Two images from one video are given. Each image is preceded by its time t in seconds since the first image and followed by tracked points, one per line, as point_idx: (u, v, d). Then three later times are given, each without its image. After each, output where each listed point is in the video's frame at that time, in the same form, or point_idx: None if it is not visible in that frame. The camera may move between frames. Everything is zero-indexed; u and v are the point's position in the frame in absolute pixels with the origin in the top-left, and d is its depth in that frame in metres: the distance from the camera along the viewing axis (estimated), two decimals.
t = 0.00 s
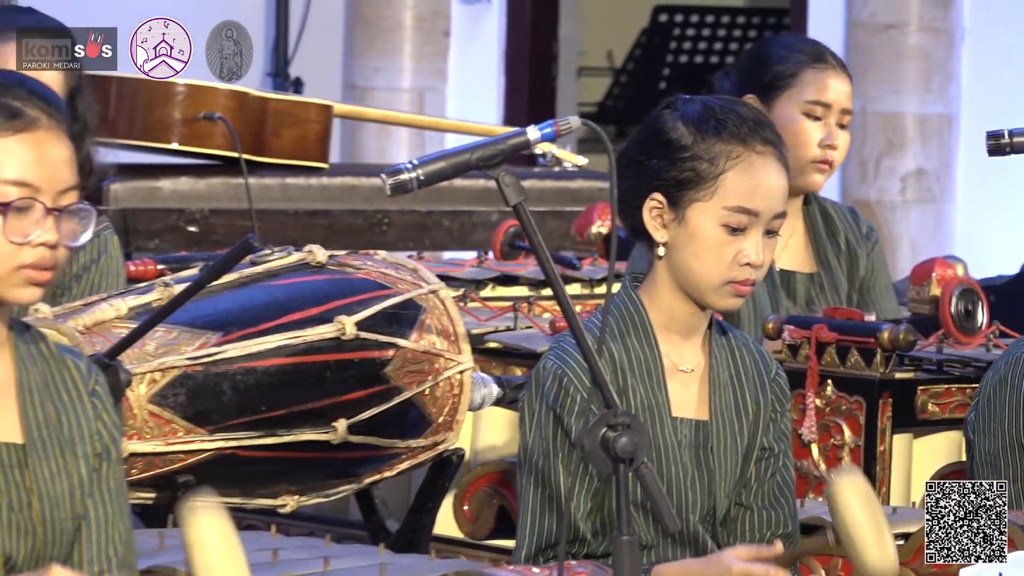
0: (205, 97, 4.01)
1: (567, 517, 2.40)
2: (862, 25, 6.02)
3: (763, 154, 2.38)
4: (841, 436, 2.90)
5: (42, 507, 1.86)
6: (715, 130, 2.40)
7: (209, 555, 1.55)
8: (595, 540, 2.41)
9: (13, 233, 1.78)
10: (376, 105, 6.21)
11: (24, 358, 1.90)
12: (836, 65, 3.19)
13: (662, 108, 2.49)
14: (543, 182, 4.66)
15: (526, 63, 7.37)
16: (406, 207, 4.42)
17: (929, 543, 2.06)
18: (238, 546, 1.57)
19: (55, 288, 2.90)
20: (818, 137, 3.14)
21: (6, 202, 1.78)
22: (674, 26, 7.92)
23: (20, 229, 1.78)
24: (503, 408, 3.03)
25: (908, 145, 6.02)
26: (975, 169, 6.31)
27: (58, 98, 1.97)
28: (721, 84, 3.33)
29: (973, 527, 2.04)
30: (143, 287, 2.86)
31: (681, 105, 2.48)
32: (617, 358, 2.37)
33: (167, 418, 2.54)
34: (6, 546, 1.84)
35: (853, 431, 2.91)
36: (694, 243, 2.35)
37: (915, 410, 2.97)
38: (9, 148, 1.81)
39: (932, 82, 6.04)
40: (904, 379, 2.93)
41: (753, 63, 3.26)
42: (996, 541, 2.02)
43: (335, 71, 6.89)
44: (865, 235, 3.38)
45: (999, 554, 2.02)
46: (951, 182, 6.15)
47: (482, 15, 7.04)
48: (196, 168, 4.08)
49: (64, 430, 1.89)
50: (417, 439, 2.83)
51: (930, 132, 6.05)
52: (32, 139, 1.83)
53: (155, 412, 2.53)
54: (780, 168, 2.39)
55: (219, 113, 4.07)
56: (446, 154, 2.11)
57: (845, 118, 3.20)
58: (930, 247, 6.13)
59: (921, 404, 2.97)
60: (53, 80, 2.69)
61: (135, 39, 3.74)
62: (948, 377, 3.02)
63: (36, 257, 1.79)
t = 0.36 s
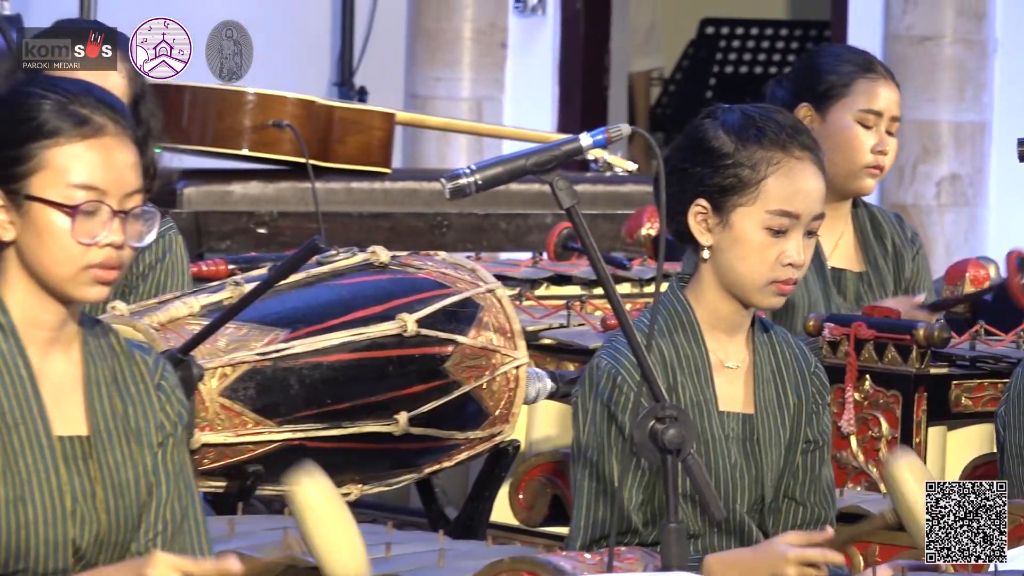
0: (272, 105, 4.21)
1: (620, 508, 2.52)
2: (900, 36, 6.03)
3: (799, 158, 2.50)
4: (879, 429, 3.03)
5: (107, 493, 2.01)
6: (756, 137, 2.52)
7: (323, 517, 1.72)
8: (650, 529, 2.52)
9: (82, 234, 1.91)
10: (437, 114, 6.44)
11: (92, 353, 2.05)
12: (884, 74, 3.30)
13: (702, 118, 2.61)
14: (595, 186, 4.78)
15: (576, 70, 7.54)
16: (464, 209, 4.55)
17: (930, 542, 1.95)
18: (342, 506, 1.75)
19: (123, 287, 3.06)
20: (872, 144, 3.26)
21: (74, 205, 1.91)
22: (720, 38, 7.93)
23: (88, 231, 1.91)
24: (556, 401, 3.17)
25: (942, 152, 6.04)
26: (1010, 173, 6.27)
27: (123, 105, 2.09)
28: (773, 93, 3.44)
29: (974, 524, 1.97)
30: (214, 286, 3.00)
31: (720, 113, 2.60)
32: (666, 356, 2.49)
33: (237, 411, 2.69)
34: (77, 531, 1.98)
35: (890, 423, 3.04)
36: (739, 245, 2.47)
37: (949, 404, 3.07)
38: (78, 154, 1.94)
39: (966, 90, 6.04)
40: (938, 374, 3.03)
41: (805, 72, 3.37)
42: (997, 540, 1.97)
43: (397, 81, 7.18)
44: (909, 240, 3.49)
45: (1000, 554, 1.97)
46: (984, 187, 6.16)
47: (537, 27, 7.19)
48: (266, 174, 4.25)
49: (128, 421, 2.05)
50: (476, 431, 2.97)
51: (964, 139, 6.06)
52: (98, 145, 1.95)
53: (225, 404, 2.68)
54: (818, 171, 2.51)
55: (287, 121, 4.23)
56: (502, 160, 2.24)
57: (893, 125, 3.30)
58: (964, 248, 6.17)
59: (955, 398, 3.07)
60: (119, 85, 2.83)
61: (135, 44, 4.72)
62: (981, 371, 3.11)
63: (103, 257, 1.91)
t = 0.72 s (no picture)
0: (328, 112, 4.37)
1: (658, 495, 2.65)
2: (925, 47, 6.26)
3: (848, 166, 2.65)
4: (905, 420, 3.21)
5: (179, 481, 2.11)
6: (809, 143, 2.64)
7: (448, 459, 1.99)
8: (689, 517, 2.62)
9: (157, 236, 2.04)
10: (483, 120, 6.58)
11: (160, 349, 2.17)
12: (911, 80, 3.45)
13: (746, 126, 2.70)
14: (634, 189, 4.91)
15: (618, 79, 7.49)
16: (511, 211, 4.68)
17: (931, 543, 2.13)
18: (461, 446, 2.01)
19: (188, 286, 3.23)
20: (907, 149, 3.40)
21: (150, 210, 2.04)
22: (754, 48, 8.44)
23: (163, 233, 2.04)
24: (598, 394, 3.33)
25: (966, 157, 6.25)
26: None
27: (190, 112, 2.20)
28: (808, 100, 3.57)
29: (975, 526, 2.12)
30: (272, 284, 3.14)
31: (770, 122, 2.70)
32: (705, 350, 2.61)
33: (293, 403, 2.84)
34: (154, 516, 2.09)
35: (915, 415, 3.21)
36: (797, 249, 2.59)
37: (971, 397, 3.23)
38: (151, 160, 2.06)
39: (988, 100, 6.25)
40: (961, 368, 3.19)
41: (835, 79, 3.52)
42: (996, 541, 2.11)
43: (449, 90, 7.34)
44: (937, 239, 3.62)
45: (999, 553, 2.12)
46: (1004, 190, 6.40)
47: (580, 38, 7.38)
48: (321, 176, 4.39)
49: (196, 413, 2.16)
50: (521, 422, 3.12)
51: (986, 144, 6.27)
52: (170, 151, 2.07)
53: (282, 397, 2.83)
54: (859, 177, 2.67)
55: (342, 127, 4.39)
56: (546, 165, 2.37)
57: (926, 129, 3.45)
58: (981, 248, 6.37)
59: (977, 391, 3.22)
60: (184, 93, 3.01)
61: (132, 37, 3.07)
62: (1003, 366, 3.25)
63: (177, 258, 2.04)
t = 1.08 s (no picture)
0: (380, 117, 4.52)
1: (694, 483, 2.78)
2: (948, 58, 6.38)
3: (885, 172, 2.77)
4: (930, 412, 3.34)
5: (244, 467, 2.25)
6: (851, 150, 2.76)
7: (484, 492, 1.92)
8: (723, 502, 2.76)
9: (227, 235, 2.18)
10: (529, 127, 6.77)
11: (227, 341, 2.31)
12: (942, 94, 3.58)
13: (788, 134, 2.82)
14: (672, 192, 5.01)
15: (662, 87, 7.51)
16: (554, 212, 4.82)
17: (931, 542, 2.16)
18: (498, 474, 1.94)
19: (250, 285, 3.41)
20: (932, 161, 3.55)
21: (220, 209, 2.19)
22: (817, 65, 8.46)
23: (232, 232, 2.18)
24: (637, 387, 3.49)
25: (988, 162, 6.31)
26: None
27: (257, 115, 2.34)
28: (843, 110, 3.71)
29: (974, 526, 2.14)
30: (327, 282, 3.28)
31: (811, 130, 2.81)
32: (742, 346, 2.73)
33: (347, 395, 2.99)
34: (220, 501, 2.23)
35: (941, 408, 3.34)
36: (836, 251, 2.72)
37: (994, 390, 3.36)
38: (221, 163, 2.21)
39: (1010, 106, 6.30)
40: (984, 362, 3.32)
41: (868, 91, 3.66)
42: (996, 541, 2.15)
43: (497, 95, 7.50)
44: (969, 245, 3.75)
45: (999, 553, 2.16)
46: None
47: (620, 48, 7.36)
48: (372, 180, 4.54)
49: (260, 403, 2.30)
50: (564, 414, 3.27)
51: (1009, 150, 6.32)
52: (238, 155, 2.22)
53: (336, 390, 2.98)
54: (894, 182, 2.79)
55: (394, 132, 4.54)
56: (589, 168, 2.50)
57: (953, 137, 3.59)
58: (1006, 250, 6.41)
59: (999, 384, 3.36)
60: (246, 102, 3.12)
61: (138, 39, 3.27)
62: None
63: (245, 255, 2.19)
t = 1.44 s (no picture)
0: (434, 123, 4.67)
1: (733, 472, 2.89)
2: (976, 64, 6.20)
3: (911, 173, 2.90)
4: (960, 404, 3.49)
5: (304, 454, 2.35)
6: (877, 153, 2.89)
7: (523, 497, 2.02)
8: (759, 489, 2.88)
9: (289, 234, 2.29)
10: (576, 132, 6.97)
11: (288, 335, 2.41)
12: (962, 96, 3.77)
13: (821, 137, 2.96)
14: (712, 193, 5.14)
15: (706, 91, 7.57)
16: (600, 212, 4.97)
17: (931, 542, 2.26)
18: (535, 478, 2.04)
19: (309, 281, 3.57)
20: (955, 159, 3.75)
21: (284, 209, 2.30)
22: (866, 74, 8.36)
23: (295, 232, 2.29)
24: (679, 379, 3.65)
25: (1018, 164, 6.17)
26: None
27: (317, 119, 2.45)
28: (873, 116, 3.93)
29: (976, 526, 2.25)
30: (384, 279, 3.42)
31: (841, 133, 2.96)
32: (779, 341, 2.86)
33: (403, 387, 3.14)
34: (282, 487, 2.33)
35: (970, 399, 3.48)
36: (862, 248, 2.85)
37: (1021, 383, 3.50)
38: (284, 165, 2.32)
39: None
40: (1012, 356, 3.46)
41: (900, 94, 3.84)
42: (996, 541, 2.25)
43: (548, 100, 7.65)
44: (998, 244, 3.90)
45: (999, 553, 2.26)
46: None
47: (663, 56, 7.61)
48: (428, 182, 4.70)
49: (319, 392, 2.40)
50: (609, 405, 3.43)
51: None
52: (300, 157, 2.33)
53: (392, 381, 3.13)
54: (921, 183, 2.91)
55: (447, 136, 4.70)
56: (632, 171, 2.63)
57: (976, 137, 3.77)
58: None
59: None
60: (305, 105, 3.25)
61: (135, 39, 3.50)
62: None
63: (306, 254, 2.29)
